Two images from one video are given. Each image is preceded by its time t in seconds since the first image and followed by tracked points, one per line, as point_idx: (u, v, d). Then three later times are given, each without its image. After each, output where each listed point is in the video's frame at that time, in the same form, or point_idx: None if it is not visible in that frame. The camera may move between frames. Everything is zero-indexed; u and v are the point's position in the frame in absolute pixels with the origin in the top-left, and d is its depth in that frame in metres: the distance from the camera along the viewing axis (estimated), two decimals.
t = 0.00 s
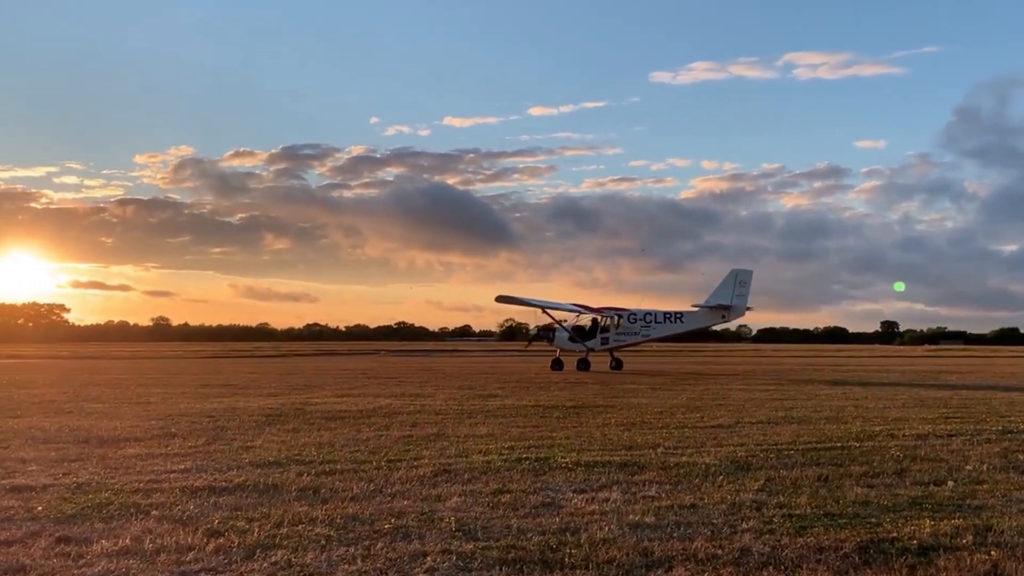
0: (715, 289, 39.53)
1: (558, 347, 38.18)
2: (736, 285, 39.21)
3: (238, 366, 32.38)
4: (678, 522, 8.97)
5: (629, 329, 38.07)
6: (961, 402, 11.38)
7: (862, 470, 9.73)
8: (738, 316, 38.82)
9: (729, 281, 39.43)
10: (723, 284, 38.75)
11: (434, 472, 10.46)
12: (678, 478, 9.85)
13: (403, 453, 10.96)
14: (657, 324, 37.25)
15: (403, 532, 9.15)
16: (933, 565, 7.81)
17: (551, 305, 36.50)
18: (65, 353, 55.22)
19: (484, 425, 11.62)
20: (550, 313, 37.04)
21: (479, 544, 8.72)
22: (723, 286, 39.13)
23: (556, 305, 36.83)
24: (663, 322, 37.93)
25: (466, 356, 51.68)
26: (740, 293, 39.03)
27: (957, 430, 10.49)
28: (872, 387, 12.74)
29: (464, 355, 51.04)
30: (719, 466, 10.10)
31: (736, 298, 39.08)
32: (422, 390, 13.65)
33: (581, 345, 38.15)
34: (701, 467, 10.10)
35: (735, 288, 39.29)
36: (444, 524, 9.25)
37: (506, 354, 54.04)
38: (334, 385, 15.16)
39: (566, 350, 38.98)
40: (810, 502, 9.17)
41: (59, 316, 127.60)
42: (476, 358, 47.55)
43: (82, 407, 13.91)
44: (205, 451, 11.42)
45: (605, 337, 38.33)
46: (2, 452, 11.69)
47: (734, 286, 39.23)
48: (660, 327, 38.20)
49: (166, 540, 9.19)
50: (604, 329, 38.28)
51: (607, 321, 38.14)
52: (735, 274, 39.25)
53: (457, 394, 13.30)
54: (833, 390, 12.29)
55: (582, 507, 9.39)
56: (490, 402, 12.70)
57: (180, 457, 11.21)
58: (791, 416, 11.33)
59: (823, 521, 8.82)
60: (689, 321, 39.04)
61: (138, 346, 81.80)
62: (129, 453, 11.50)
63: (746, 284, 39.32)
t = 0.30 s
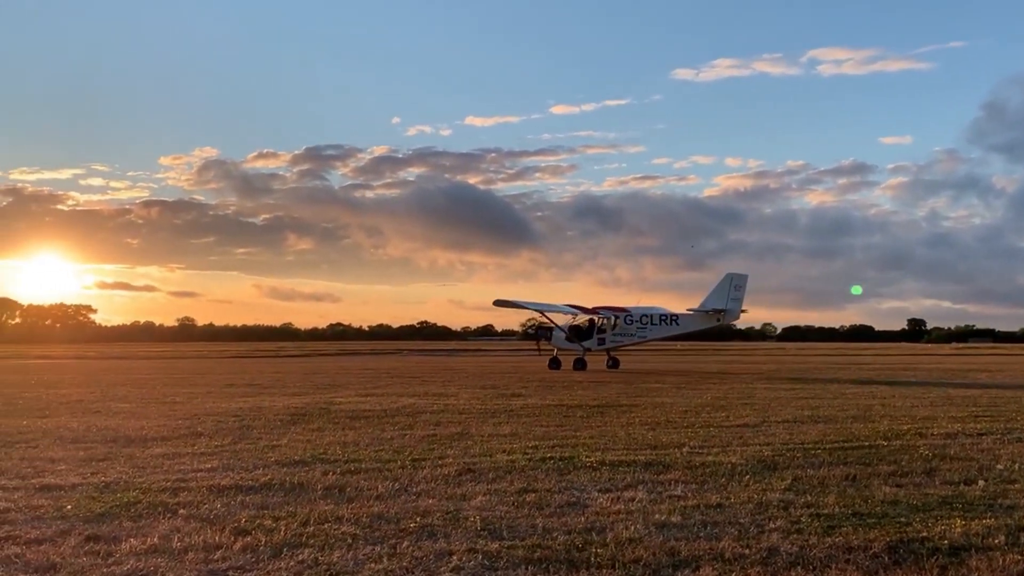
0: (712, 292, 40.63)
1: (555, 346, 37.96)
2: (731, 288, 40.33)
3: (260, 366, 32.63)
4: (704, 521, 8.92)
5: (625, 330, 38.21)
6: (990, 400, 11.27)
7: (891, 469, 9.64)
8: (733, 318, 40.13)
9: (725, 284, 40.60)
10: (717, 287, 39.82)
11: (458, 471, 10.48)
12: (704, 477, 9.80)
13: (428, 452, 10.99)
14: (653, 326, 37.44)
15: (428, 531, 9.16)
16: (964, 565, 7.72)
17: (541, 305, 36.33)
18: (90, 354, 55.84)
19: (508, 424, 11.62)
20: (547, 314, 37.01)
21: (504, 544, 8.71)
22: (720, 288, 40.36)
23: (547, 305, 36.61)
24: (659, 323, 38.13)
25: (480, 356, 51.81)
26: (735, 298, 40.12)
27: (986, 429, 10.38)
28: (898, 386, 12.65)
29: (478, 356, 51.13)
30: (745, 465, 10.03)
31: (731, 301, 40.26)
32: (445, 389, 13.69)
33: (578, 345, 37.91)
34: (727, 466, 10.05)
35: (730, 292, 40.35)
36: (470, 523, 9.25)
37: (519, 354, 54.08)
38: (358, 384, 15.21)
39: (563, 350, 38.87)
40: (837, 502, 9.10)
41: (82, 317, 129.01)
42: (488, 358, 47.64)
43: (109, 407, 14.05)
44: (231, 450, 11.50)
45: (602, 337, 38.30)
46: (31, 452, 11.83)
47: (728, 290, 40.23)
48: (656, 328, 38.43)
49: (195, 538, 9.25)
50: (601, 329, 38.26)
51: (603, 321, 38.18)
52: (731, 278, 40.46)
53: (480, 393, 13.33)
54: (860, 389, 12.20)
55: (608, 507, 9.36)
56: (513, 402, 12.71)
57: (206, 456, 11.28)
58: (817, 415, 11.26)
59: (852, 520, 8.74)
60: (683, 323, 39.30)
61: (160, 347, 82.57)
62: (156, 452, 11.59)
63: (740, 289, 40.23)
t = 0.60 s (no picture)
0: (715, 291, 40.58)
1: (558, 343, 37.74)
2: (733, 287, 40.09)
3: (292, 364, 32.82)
4: (739, 518, 8.85)
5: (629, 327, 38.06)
6: None
7: (929, 466, 9.50)
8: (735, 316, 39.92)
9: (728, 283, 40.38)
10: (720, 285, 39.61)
11: (489, 468, 10.47)
12: (737, 474, 9.72)
13: (459, 449, 10.99)
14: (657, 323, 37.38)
15: (461, 527, 9.15)
16: (1006, 563, 7.59)
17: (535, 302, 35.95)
18: (121, 354, 56.64)
19: (538, 421, 11.60)
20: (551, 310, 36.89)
21: (537, 540, 8.67)
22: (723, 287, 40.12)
23: (541, 302, 36.18)
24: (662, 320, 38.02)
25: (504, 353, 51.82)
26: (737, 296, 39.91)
27: None
28: (934, 382, 12.48)
29: (500, 353, 51.18)
30: (780, 462, 9.94)
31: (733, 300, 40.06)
32: (474, 386, 13.70)
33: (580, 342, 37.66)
34: (761, 463, 9.95)
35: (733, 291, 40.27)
36: (502, 520, 9.23)
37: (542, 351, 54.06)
38: (387, 381, 15.27)
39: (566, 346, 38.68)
40: (874, 498, 8.98)
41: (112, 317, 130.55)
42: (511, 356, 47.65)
43: (143, 405, 14.21)
44: (264, 447, 11.57)
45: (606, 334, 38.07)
46: (66, 450, 11.98)
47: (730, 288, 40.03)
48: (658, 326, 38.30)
49: (229, 535, 9.31)
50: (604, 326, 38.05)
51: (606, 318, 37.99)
52: (734, 277, 40.40)
53: (510, 390, 13.32)
54: (895, 385, 12.04)
55: (641, 504, 9.30)
56: (543, 398, 12.69)
57: (240, 453, 11.37)
58: (852, 411, 11.14)
59: (889, 517, 8.62)
60: (684, 320, 39.16)
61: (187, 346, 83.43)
62: (190, 449, 11.69)
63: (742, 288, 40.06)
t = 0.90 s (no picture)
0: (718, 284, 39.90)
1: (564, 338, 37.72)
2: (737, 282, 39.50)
3: (323, 358, 33.04)
4: (774, 512, 8.76)
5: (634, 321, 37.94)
6: None
7: (968, 460, 9.35)
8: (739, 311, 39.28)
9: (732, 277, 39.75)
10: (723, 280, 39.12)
11: (521, 462, 10.46)
12: (772, 468, 9.63)
13: (490, 443, 11.00)
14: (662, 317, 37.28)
15: (493, 521, 9.14)
16: None
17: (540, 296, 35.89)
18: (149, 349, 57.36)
19: (569, 415, 11.57)
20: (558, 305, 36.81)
21: (570, 534, 8.64)
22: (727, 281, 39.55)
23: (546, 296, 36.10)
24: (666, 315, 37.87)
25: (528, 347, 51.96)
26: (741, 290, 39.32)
27: None
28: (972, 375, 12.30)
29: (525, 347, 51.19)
30: (815, 455, 9.83)
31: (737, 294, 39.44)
32: (504, 380, 13.71)
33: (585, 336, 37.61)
34: (796, 457, 9.85)
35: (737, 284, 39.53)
36: (534, 514, 9.21)
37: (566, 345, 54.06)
38: (417, 375, 15.31)
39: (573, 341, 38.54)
40: (913, 493, 8.86)
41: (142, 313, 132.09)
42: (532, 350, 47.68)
43: (177, 399, 14.36)
44: (297, 441, 11.65)
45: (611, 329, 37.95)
46: (102, 444, 12.14)
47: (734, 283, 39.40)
48: (664, 320, 38.13)
49: (263, 528, 9.38)
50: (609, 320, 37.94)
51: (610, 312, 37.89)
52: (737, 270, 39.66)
53: (540, 384, 13.31)
54: (932, 378, 11.86)
55: (674, 498, 9.24)
56: (574, 392, 12.67)
57: (272, 446, 11.45)
58: (888, 405, 11.00)
59: (928, 512, 8.49)
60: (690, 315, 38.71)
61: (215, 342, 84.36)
62: (223, 443, 11.80)
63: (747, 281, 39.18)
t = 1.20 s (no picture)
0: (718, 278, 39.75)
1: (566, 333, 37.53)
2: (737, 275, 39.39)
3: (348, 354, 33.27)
4: (805, 508, 8.68)
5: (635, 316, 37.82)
6: None
7: (1003, 455, 9.22)
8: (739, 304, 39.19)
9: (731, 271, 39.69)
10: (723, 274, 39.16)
11: (548, 457, 10.44)
12: (802, 464, 9.55)
13: (517, 438, 11.00)
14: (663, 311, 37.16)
15: (521, 516, 9.13)
16: None
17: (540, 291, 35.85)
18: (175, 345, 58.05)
19: (596, 410, 11.54)
20: (558, 301, 36.75)
21: (599, 530, 8.60)
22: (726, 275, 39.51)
23: (547, 291, 36.07)
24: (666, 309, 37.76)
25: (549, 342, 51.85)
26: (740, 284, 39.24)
27: None
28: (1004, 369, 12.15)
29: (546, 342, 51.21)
30: (846, 451, 9.74)
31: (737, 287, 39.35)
32: (530, 375, 13.71)
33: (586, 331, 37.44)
34: (827, 452, 9.76)
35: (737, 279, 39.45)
36: (562, 508, 9.18)
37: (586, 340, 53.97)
38: (443, 370, 15.36)
39: (575, 336, 38.37)
40: (946, 489, 8.74)
41: (167, 308, 133.34)
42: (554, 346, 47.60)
43: (206, 394, 14.47)
44: (325, 435, 11.70)
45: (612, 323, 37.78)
46: (132, 438, 12.26)
47: (734, 276, 39.34)
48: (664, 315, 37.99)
49: (292, 522, 9.42)
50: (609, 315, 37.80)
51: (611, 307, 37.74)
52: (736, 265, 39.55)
53: (566, 378, 13.30)
54: (964, 373, 11.72)
55: (703, 494, 9.19)
56: (600, 387, 12.65)
57: (300, 441, 11.51)
58: (920, 399, 10.88)
59: (962, 508, 8.38)
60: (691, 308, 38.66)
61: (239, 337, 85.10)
62: (252, 437, 11.88)
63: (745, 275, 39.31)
